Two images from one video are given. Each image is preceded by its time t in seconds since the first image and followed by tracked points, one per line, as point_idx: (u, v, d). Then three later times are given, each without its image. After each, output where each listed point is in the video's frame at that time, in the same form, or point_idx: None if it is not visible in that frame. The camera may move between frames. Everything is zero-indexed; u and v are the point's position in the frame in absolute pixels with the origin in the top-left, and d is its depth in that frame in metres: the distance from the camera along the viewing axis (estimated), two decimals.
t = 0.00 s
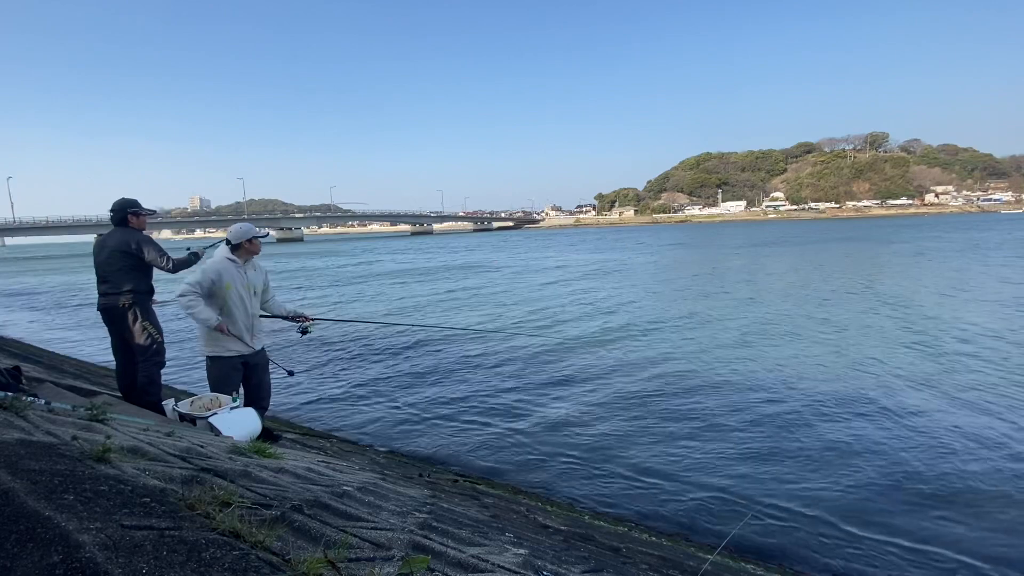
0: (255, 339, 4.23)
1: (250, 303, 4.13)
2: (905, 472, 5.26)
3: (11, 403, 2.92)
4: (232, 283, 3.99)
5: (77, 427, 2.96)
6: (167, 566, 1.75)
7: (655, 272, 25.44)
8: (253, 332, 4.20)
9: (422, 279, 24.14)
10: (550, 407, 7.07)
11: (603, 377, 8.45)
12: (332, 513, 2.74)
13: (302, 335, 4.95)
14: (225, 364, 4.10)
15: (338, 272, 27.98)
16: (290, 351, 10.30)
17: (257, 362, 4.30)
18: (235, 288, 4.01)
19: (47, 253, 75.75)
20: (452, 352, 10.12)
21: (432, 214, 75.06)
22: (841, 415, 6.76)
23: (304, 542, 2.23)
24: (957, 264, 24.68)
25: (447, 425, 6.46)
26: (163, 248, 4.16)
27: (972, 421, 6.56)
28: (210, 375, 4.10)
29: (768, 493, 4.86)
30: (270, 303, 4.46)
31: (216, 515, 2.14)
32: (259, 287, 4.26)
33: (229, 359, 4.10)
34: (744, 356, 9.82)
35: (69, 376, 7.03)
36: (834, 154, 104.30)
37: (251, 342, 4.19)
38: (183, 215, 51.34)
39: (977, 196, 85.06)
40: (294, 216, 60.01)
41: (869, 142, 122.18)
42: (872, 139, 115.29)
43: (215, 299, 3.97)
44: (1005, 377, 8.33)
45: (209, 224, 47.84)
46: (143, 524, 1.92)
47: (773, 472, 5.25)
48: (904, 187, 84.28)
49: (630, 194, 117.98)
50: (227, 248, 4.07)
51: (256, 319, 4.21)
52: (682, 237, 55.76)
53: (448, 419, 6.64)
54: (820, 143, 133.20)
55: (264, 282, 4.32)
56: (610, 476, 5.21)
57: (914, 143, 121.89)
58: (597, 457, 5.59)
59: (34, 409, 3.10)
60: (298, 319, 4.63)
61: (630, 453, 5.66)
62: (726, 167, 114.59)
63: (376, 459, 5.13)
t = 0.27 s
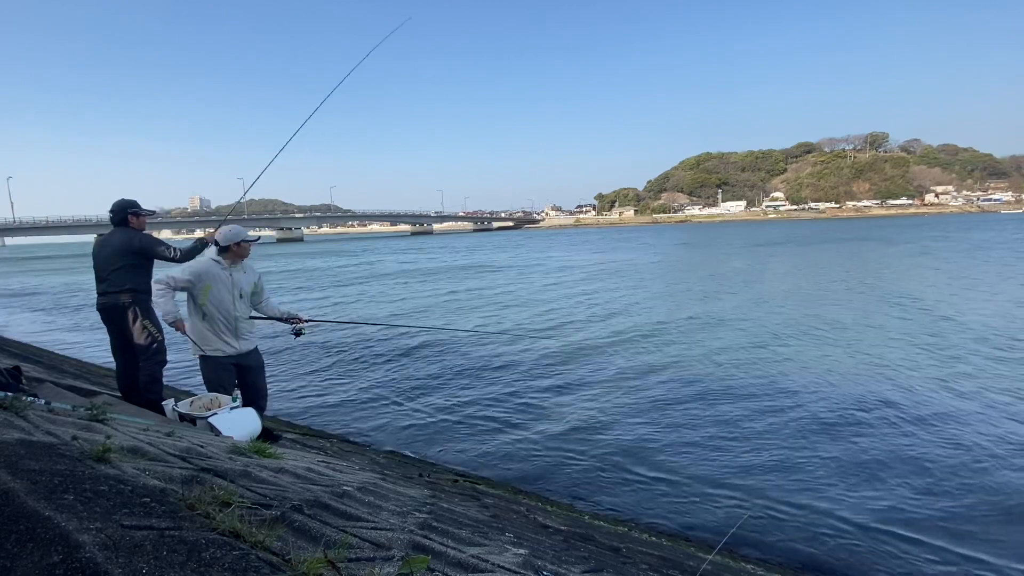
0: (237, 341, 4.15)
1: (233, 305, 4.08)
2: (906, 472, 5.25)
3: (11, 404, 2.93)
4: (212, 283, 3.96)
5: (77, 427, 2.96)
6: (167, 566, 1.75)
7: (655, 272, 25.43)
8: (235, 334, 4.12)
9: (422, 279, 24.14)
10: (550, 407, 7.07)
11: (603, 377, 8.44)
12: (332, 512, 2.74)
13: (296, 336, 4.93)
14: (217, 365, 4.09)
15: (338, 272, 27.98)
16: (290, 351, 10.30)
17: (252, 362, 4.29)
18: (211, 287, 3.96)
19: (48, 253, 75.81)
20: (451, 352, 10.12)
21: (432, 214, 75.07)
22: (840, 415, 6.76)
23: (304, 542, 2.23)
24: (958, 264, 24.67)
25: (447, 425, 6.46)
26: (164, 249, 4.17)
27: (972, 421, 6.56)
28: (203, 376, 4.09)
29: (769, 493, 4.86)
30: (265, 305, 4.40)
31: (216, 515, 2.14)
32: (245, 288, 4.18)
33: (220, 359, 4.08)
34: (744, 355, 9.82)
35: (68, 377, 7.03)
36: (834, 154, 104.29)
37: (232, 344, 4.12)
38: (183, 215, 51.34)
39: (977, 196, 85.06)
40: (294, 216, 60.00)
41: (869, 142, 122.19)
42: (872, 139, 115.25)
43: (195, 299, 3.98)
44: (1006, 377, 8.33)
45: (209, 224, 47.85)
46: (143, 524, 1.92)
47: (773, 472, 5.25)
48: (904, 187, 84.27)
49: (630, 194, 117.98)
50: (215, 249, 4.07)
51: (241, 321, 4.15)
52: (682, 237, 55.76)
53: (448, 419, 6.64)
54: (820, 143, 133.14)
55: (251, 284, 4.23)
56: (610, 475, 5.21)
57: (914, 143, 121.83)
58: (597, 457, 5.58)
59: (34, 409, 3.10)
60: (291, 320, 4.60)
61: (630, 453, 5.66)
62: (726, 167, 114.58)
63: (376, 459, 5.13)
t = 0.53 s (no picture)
0: (231, 342, 4.12)
1: (225, 308, 4.05)
2: (906, 472, 5.25)
3: (11, 404, 2.93)
4: (201, 286, 3.94)
5: (77, 427, 2.96)
6: (168, 566, 1.75)
7: (655, 272, 25.41)
8: (227, 336, 4.09)
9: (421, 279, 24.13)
10: (550, 407, 7.07)
11: (603, 377, 8.44)
12: (332, 513, 2.74)
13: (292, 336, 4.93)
14: (213, 367, 4.08)
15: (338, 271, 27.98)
16: (290, 351, 10.30)
17: (249, 363, 4.27)
18: (200, 290, 3.94)
19: (48, 252, 75.81)
20: (451, 352, 10.12)
21: (432, 214, 75.06)
22: (840, 415, 6.76)
23: (304, 543, 2.23)
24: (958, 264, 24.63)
25: (446, 425, 6.45)
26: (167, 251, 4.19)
27: (972, 421, 6.55)
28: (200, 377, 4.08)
29: (769, 493, 4.86)
30: (261, 305, 4.35)
31: (216, 515, 2.14)
32: (238, 289, 4.13)
33: (216, 360, 4.08)
34: (744, 355, 9.82)
35: (68, 377, 7.03)
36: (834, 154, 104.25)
37: (225, 345, 4.10)
38: (184, 215, 51.32)
39: (977, 196, 85.03)
40: (294, 216, 59.97)
41: (869, 142, 122.20)
42: (872, 139, 115.20)
43: (186, 302, 3.98)
44: (1006, 377, 8.32)
45: (209, 224, 47.86)
46: (143, 524, 1.92)
47: (773, 472, 5.24)
48: (904, 187, 84.24)
49: (631, 194, 117.95)
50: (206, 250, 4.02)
51: (234, 323, 4.12)
52: (682, 237, 55.73)
53: (447, 420, 6.64)
54: (820, 143, 133.14)
55: (244, 284, 4.18)
56: (610, 476, 5.21)
57: (914, 143, 121.77)
58: (597, 457, 5.58)
59: (34, 409, 3.10)
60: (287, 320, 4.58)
61: (630, 453, 5.66)
62: (726, 167, 114.54)
63: (376, 459, 5.13)
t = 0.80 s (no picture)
0: (229, 343, 4.12)
1: (221, 310, 4.03)
2: (907, 472, 5.24)
3: (11, 403, 2.93)
4: (196, 290, 3.91)
5: (77, 426, 2.96)
6: (167, 566, 1.75)
7: (655, 272, 25.42)
8: (225, 338, 4.09)
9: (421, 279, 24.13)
10: (550, 407, 7.07)
11: (603, 377, 8.43)
12: (332, 513, 2.74)
13: (290, 336, 4.93)
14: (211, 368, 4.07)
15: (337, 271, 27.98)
16: (290, 352, 10.30)
17: (247, 363, 4.26)
18: (195, 295, 3.91)
19: (48, 252, 75.78)
20: (451, 352, 10.12)
21: (432, 214, 75.06)
22: (840, 416, 6.75)
23: (304, 542, 2.23)
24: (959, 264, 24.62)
25: (446, 425, 6.45)
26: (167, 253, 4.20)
27: (973, 421, 6.54)
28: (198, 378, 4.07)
29: (768, 493, 4.86)
30: (258, 305, 4.32)
31: (216, 515, 2.14)
32: (233, 290, 4.10)
33: (213, 361, 4.07)
34: (744, 355, 9.81)
35: (68, 377, 7.03)
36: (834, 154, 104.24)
37: (224, 347, 4.10)
38: (184, 215, 51.34)
39: (977, 196, 85.03)
40: (294, 216, 59.97)
41: (869, 142, 122.13)
42: (872, 139, 115.16)
43: (181, 306, 3.96)
44: (1007, 377, 8.31)
45: (209, 224, 47.85)
46: (143, 524, 1.92)
47: (773, 472, 5.25)
48: (904, 187, 84.22)
49: (631, 194, 117.99)
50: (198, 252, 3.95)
51: (231, 324, 4.10)
52: (682, 237, 55.73)
53: (447, 419, 6.64)
54: (820, 143, 133.07)
55: (239, 285, 4.14)
56: (609, 476, 5.20)
57: (915, 143, 121.72)
58: (596, 457, 5.58)
59: (34, 409, 3.10)
60: (284, 320, 4.58)
61: (629, 453, 5.66)
62: (726, 167, 114.53)
63: (376, 459, 5.13)
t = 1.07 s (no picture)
0: (230, 345, 4.12)
1: (219, 313, 4.02)
2: (907, 472, 5.25)
3: (11, 403, 2.93)
4: (193, 295, 3.90)
5: (77, 427, 2.96)
6: (167, 566, 1.75)
7: (655, 272, 25.41)
8: (225, 340, 4.08)
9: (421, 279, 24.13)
10: (549, 407, 7.06)
11: (603, 377, 8.43)
12: (332, 513, 2.74)
13: (288, 336, 4.92)
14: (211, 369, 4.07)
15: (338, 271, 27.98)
16: (289, 352, 10.30)
17: (247, 364, 4.26)
18: (192, 300, 3.90)
19: (48, 252, 75.79)
20: (451, 352, 10.13)
21: (432, 214, 75.05)
22: (840, 415, 6.75)
23: (304, 542, 2.23)
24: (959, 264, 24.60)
25: (446, 425, 6.45)
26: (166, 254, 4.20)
27: (973, 421, 6.54)
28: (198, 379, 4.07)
29: (768, 493, 4.86)
30: (257, 304, 4.30)
31: (216, 515, 2.14)
32: (229, 292, 4.08)
33: (212, 362, 4.07)
34: (744, 355, 9.81)
35: (69, 377, 7.03)
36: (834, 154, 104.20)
37: (225, 349, 4.10)
38: (184, 215, 51.31)
39: (977, 196, 85.00)
40: (294, 216, 59.94)
41: (869, 142, 121.98)
42: (872, 139, 115.15)
43: (180, 312, 3.96)
44: (1007, 377, 8.30)
45: (209, 224, 47.86)
46: (143, 524, 1.92)
47: (773, 472, 5.25)
48: (904, 187, 84.16)
49: (631, 194, 117.98)
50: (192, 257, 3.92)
51: (231, 326, 4.10)
52: (682, 237, 55.71)
53: (447, 419, 6.64)
54: (820, 143, 133.09)
55: (234, 286, 4.12)
56: (609, 476, 5.20)
57: (914, 143, 121.69)
58: (596, 457, 5.58)
59: (34, 408, 3.10)
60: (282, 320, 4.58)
61: (629, 453, 5.66)
62: (726, 167, 114.50)
63: (376, 459, 5.13)
